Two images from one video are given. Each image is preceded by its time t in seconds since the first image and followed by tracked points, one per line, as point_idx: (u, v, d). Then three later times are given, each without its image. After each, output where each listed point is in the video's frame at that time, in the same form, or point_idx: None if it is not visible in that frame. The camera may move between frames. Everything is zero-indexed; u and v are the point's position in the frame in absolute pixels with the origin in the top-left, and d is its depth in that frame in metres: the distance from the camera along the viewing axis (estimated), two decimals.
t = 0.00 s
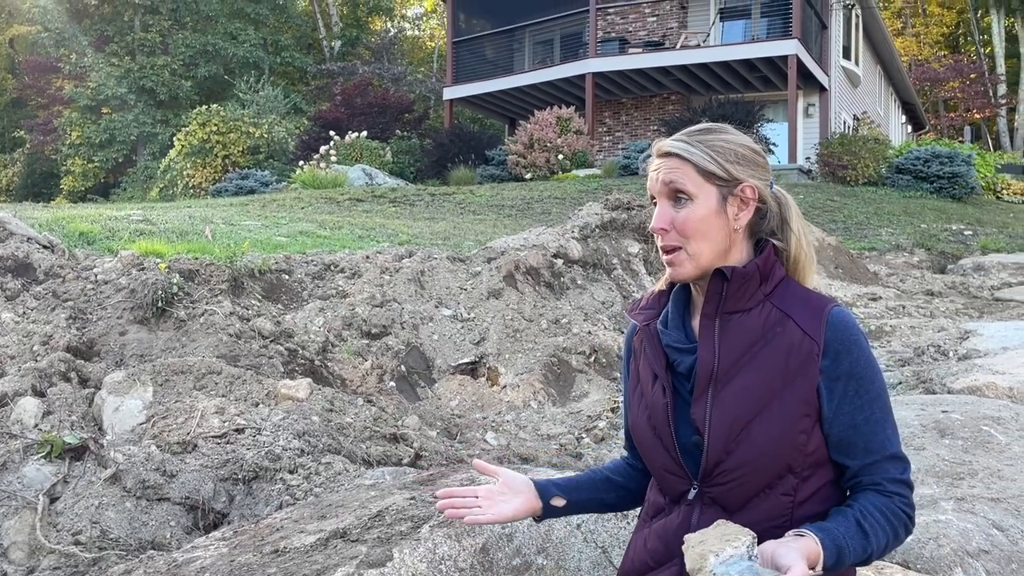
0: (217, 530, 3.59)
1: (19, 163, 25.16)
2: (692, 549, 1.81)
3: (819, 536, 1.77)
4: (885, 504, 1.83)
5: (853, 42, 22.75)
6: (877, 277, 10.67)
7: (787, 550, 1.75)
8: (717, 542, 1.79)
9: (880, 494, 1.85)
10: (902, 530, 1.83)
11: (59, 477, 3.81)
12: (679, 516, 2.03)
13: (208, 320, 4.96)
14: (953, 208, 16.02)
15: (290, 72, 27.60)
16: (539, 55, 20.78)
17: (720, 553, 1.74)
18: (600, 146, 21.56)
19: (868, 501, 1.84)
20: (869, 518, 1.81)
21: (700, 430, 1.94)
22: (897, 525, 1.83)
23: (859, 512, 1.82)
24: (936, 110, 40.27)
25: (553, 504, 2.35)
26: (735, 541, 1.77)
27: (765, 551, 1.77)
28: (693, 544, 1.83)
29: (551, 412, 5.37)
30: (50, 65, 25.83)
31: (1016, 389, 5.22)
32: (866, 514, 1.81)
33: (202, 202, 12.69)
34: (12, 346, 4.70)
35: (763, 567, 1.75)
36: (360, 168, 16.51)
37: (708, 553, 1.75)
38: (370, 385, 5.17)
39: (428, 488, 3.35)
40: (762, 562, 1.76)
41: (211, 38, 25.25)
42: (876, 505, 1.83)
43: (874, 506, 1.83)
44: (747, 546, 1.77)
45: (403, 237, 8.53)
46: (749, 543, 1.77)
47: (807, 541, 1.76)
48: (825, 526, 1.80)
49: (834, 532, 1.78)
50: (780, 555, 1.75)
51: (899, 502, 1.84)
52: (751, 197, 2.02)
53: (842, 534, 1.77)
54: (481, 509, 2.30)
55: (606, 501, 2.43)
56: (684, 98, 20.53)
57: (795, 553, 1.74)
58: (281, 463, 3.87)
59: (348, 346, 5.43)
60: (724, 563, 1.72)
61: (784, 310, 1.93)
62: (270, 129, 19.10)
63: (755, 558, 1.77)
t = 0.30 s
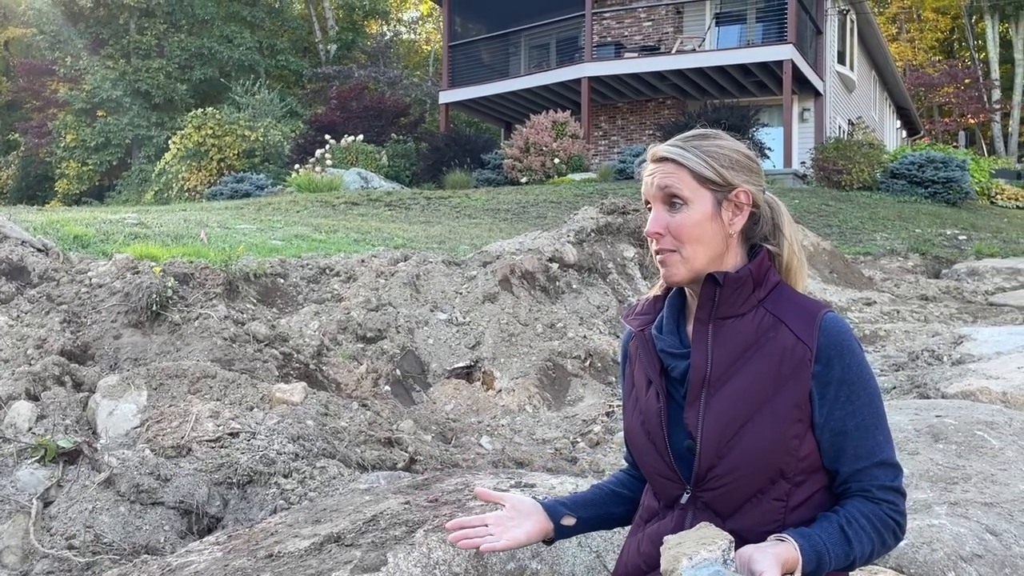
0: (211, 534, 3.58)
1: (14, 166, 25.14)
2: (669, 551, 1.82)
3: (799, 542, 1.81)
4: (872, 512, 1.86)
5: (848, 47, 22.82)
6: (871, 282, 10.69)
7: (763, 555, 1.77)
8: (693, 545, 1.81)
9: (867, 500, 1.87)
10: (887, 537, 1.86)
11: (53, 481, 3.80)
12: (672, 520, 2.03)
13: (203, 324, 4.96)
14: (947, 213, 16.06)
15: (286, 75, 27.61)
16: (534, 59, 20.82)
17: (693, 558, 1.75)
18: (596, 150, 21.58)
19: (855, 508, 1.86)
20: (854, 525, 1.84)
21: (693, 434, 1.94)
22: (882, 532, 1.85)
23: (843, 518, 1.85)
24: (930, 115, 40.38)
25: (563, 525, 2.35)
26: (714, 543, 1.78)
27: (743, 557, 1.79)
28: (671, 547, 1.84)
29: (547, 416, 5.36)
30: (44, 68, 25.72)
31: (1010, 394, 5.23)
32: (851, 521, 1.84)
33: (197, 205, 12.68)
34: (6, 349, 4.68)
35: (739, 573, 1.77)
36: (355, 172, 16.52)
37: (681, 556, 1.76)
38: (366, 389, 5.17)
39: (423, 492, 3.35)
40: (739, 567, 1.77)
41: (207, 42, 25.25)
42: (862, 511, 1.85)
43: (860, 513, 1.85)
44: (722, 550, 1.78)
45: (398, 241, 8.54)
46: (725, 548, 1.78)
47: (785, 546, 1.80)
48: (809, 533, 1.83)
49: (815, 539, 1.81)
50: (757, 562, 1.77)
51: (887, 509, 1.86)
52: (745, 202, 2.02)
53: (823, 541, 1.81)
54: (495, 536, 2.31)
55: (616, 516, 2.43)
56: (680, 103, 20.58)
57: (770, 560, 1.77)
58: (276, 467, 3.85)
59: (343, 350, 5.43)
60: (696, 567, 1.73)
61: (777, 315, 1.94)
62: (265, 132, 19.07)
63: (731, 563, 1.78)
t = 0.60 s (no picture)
0: (205, 537, 3.57)
1: (7, 167, 25.09)
2: (662, 555, 1.84)
3: (792, 544, 1.82)
4: (867, 514, 1.86)
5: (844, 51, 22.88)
6: (866, 285, 10.71)
7: (755, 556, 1.78)
8: (684, 549, 1.83)
9: (862, 503, 1.88)
10: (883, 540, 1.86)
11: (47, 483, 3.79)
12: (669, 525, 2.03)
13: (199, 326, 4.95)
14: (941, 217, 16.10)
15: (282, 77, 27.60)
16: (530, 62, 20.85)
17: (682, 561, 1.77)
18: (592, 153, 21.61)
19: (849, 509, 1.87)
20: (848, 527, 1.84)
21: (687, 439, 1.94)
22: (878, 535, 1.86)
23: (838, 521, 1.85)
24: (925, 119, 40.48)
25: (563, 532, 2.35)
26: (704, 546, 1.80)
27: (735, 559, 1.80)
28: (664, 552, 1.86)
29: (542, 419, 5.36)
30: (40, 69, 25.62)
31: (1004, 398, 5.24)
32: (846, 522, 1.85)
33: (192, 207, 12.65)
34: None
35: None
36: (351, 174, 16.52)
37: (672, 560, 1.78)
38: (360, 391, 5.17)
39: (419, 494, 3.35)
40: (730, 569, 1.79)
41: (202, 43, 25.22)
42: (856, 513, 1.86)
43: (854, 516, 1.86)
44: (713, 554, 1.79)
45: (393, 244, 8.54)
46: (717, 551, 1.79)
47: (779, 548, 1.81)
48: (802, 535, 1.84)
49: (808, 540, 1.82)
50: (749, 563, 1.78)
51: (882, 512, 1.87)
52: (746, 207, 2.03)
53: (817, 543, 1.82)
54: (496, 550, 2.29)
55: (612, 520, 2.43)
56: (675, 106, 20.62)
57: (762, 560, 1.78)
58: (271, 470, 3.85)
59: (339, 352, 5.43)
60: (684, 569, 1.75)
61: (770, 319, 1.94)
62: (261, 134, 19.01)
63: (722, 566, 1.78)
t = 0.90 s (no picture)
0: (202, 538, 3.57)
1: (3, 167, 25.08)
2: (653, 551, 1.89)
3: (781, 544, 1.82)
4: (854, 513, 1.86)
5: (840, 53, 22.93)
6: (862, 287, 10.73)
7: (744, 554, 1.80)
8: (674, 545, 1.87)
9: (849, 502, 1.87)
10: (870, 536, 1.87)
11: (43, 484, 3.77)
12: (664, 528, 2.03)
13: (195, 327, 4.95)
14: (936, 219, 16.14)
15: (279, 78, 27.61)
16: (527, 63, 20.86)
17: (672, 557, 1.80)
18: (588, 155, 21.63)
19: (837, 508, 1.87)
20: (835, 526, 1.84)
21: (682, 442, 1.94)
22: (865, 534, 1.86)
23: (825, 519, 1.86)
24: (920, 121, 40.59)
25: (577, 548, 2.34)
26: (694, 544, 1.84)
27: (723, 558, 1.81)
28: (655, 548, 1.90)
29: (539, 420, 5.35)
30: (36, 69, 25.61)
31: (1000, 399, 5.25)
32: (832, 521, 1.85)
33: (188, 208, 12.65)
34: None
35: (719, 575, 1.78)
36: (348, 175, 16.53)
37: (662, 556, 1.83)
38: (358, 393, 5.16)
39: (416, 496, 3.34)
40: (718, 567, 1.81)
41: (199, 44, 25.21)
42: (843, 512, 1.86)
43: (841, 514, 1.86)
44: (702, 551, 1.83)
45: (390, 245, 8.55)
46: (705, 547, 1.84)
47: (768, 548, 1.82)
48: (790, 534, 1.85)
49: (796, 539, 1.83)
50: (739, 559, 1.80)
51: (870, 511, 1.87)
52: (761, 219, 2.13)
53: (804, 542, 1.83)
54: None
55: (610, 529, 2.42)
56: (672, 108, 20.66)
57: (751, 560, 1.78)
58: (268, 471, 3.84)
59: (336, 354, 5.44)
60: (673, 565, 1.78)
61: (761, 321, 1.94)
62: (257, 134, 18.98)
63: (711, 564, 1.82)
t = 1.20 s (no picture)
0: (198, 539, 3.56)
1: None
2: (673, 565, 1.80)
3: (794, 546, 1.81)
4: (856, 509, 1.86)
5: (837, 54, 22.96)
6: (859, 287, 10.74)
7: (764, 562, 1.78)
8: (695, 557, 1.80)
9: (850, 498, 1.88)
10: (873, 531, 1.87)
11: (39, 485, 3.76)
12: (672, 533, 2.02)
13: (192, 328, 4.96)
14: (933, 220, 16.16)
15: (276, 79, 27.60)
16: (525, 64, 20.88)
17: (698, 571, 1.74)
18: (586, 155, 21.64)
19: (840, 506, 1.87)
20: (842, 524, 1.84)
21: (687, 447, 1.92)
22: (866, 528, 1.86)
23: (831, 518, 1.85)
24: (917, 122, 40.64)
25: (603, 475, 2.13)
26: (716, 554, 1.78)
27: (744, 564, 1.79)
28: (674, 560, 1.82)
29: (536, 420, 5.35)
30: (32, 69, 25.59)
31: (997, 400, 5.25)
32: (838, 519, 1.85)
33: (185, 208, 12.63)
34: None
35: None
36: (345, 175, 16.52)
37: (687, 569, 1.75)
38: (355, 394, 5.15)
39: (413, 497, 3.34)
40: None
41: (196, 45, 25.20)
42: (847, 509, 1.86)
43: (845, 511, 1.86)
44: (724, 561, 1.77)
45: (387, 245, 8.55)
46: (727, 557, 1.79)
47: (783, 552, 1.80)
48: (801, 535, 1.84)
49: (807, 540, 1.82)
50: (758, 567, 1.77)
51: (870, 507, 1.87)
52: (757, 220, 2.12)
53: (816, 543, 1.82)
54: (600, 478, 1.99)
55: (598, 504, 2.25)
56: (669, 109, 20.66)
57: (772, 565, 1.77)
58: (265, 472, 3.83)
59: (333, 354, 5.43)
60: None
61: (759, 322, 1.94)
62: (255, 134, 18.94)
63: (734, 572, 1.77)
